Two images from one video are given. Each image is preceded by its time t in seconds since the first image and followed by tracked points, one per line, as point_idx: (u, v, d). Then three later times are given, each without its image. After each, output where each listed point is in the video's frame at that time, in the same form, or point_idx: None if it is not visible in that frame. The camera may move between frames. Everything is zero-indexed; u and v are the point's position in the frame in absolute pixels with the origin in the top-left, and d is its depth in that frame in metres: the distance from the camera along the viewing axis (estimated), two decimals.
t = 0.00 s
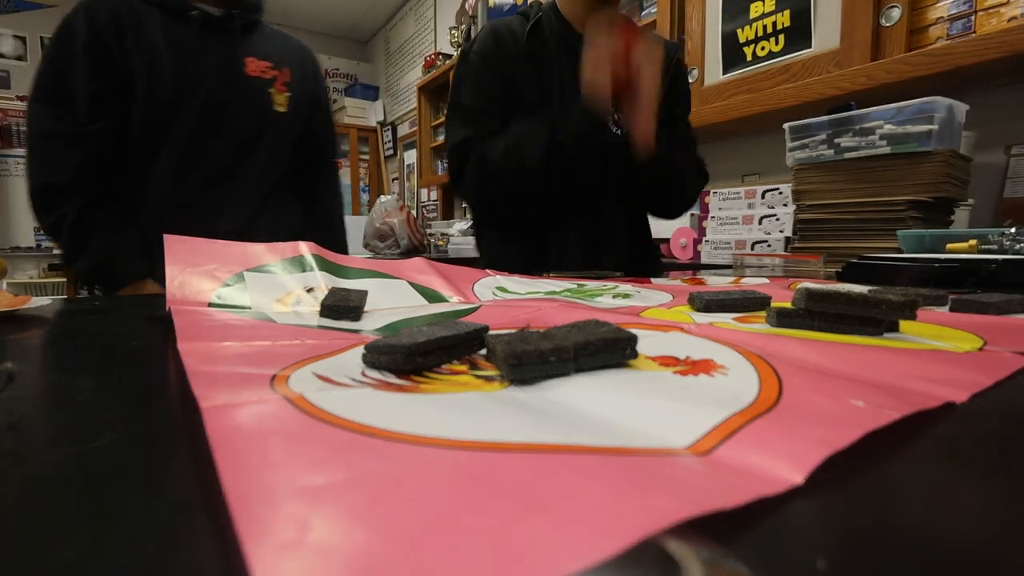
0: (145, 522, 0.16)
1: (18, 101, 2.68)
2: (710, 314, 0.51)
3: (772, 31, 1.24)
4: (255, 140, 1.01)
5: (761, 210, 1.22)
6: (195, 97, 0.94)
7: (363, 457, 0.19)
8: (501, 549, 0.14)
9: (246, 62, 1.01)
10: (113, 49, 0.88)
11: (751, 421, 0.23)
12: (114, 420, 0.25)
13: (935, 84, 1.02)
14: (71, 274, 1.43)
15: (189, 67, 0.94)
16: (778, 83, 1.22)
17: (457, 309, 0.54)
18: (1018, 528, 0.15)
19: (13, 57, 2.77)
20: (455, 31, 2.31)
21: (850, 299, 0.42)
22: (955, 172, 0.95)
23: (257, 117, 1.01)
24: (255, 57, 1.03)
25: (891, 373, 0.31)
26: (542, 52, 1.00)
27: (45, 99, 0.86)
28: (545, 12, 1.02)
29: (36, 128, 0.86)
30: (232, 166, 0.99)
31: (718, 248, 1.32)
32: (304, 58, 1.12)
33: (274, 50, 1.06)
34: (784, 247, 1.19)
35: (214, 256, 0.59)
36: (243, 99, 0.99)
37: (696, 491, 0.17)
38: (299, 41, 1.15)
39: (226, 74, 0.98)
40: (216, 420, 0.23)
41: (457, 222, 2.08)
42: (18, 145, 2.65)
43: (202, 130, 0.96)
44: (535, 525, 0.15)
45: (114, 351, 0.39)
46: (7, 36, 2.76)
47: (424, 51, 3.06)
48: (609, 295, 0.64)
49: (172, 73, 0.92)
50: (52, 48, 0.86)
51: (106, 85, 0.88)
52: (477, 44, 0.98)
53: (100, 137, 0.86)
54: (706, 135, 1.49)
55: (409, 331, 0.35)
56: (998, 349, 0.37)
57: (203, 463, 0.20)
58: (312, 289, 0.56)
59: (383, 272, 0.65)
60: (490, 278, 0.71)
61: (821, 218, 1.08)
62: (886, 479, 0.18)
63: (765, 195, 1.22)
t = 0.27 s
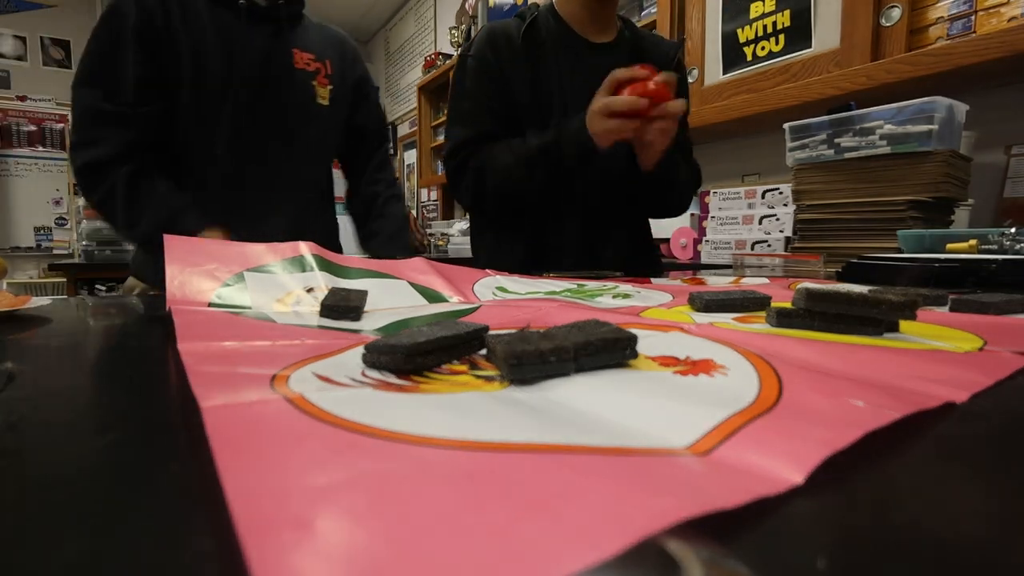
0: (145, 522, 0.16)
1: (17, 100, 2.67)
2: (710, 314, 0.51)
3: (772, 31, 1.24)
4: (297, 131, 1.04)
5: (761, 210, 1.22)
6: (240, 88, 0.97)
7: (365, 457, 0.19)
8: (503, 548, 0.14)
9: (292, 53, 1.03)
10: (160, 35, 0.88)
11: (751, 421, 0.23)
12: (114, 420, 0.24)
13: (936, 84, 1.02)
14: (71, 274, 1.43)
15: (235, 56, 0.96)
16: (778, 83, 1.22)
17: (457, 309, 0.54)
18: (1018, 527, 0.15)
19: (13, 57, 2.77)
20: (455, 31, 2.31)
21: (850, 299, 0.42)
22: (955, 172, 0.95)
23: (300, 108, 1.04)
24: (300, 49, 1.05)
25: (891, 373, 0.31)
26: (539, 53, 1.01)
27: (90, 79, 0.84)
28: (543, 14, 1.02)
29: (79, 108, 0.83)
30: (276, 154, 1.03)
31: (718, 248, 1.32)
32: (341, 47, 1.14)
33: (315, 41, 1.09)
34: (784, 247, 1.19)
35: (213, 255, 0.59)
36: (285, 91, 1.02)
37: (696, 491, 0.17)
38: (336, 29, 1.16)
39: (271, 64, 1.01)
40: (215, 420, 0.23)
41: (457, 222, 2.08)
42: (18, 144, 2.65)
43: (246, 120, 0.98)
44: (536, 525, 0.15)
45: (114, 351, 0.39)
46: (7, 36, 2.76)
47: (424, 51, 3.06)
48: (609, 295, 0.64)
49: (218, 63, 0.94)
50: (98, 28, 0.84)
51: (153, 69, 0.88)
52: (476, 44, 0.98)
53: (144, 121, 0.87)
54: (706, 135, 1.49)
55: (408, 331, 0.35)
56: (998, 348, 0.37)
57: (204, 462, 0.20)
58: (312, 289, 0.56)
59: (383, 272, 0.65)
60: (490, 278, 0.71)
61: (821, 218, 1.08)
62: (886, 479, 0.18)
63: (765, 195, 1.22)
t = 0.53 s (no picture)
0: (146, 522, 0.16)
1: (17, 100, 2.67)
2: (710, 314, 0.51)
3: (772, 31, 1.24)
4: (300, 124, 1.07)
5: (761, 210, 1.22)
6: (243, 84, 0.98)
7: (365, 457, 0.19)
8: (502, 548, 0.14)
9: (293, 49, 1.05)
10: (159, 23, 0.88)
11: (751, 421, 0.23)
12: (115, 420, 0.24)
13: (936, 84, 1.02)
14: (71, 274, 1.44)
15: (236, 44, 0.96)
16: (778, 83, 1.22)
17: (457, 309, 0.54)
18: (1018, 527, 0.15)
19: (13, 57, 2.77)
20: (455, 31, 2.31)
21: (850, 299, 0.42)
22: (955, 172, 0.95)
23: (302, 103, 1.06)
24: (299, 43, 1.07)
25: (891, 373, 0.31)
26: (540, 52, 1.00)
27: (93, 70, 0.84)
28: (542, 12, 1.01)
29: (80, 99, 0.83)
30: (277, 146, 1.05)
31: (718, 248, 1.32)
32: (338, 39, 1.17)
33: (312, 34, 1.11)
34: (784, 247, 1.19)
35: (214, 255, 0.59)
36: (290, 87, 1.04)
37: (696, 491, 0.17)
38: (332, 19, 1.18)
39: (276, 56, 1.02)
40: (216, 421, 0.23)
41: (457, 222, 2.08)
42: (18, 144, 2.65)
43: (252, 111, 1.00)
44: (536, 524, 0.15)
45: (114, 351, 0.39)
46: (7, 36, 2.76)
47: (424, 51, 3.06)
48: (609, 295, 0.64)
49: (219, 58, 0.94)
50: (97, 16, 0.83)
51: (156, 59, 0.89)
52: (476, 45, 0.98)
53: (149, 111, 0.88)
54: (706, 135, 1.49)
55: (408, 331, 0.35)
56: (998, 348, 0.37)
57: (204, 462, 0.20)
58: (312, 289, 0.56)
59: (383, 272, 0.65)
60: (490, 278, 0.71)
61: (820, 218, 1.08)
62: (886, 479, 0.18)
63: (765, 195, 1.22)
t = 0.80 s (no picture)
0: (144, 522, 0.16)
1: (17, 101, 2.68)
2: (710, 314, 0.51)
3: (772, 31, 1.24)
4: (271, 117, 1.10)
5: (761, 210, 1.22)
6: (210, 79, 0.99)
7: (365, 457, 0.19)
8: (501, 548, 0.14)
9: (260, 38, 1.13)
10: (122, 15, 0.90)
11: (751, 421, 0.23)
12: (115, 420, 0.24)
13: (936, 84, 1.02)
14: (71, 275, 1.44)
15: (243, 38, 0.86)
16: (778, 83, 1.22)
17: (457, 309, 0.54)
18: (1018, 527, 0.15)
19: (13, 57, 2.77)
20: (455, 31, 2.31)
21: (850, 299, 0.42)
22: (955, 172, 0.95)
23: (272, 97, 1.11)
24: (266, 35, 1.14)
25: (891, 373, 0.31)
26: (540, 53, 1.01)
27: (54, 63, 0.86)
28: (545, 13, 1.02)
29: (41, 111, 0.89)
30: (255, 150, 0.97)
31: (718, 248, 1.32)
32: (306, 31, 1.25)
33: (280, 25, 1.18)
34: (784, 247, 1.19)
35: (214, 255, 0.59)
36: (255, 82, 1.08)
37: (696, 491, 0.17)
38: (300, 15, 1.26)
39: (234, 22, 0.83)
40: (216, 421, 0.23)
41: (457, 222, 2.08)
42: (18, 145, 2.65)
43: (249, 100, 0.93)
44: (535, 525, 0.15)
45: (115, 351, 0.39)
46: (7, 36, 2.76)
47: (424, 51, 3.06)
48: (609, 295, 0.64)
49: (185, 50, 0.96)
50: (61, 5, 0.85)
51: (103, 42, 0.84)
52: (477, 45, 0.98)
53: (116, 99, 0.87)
54: (706, 135, 1.49)
55: (408, 331, 0.35)
56: (998, 348, 0.37)
57: (204, 462, 0.20)
58: (312, 289, 0.56)
59: (383, 272, 0.65)
60: (490, 278, 0.71)
61: (820, 218, 1.08)
62: (886, 479, 0.18)
63: (765, 195, 1.22)
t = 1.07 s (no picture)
0: (144, 523, 0.16)
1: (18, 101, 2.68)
2: (710, 314, 0.51)
3: (772, 31, 1.24)
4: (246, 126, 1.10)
5: (761, 210, 1.22)
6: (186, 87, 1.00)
7: (365, 457, 0.19)
8: (501, 548, 0.14)
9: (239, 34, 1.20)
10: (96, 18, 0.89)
11: (751, 421, 0.23)
12: (116, 420, 0.25)
13: (936, 84, 1.02)
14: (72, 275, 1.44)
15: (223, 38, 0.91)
16: (778, 83, 1.22)
17: (457, 309, 0.54)
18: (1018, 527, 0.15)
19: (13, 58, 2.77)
20: (455, 31, 2.31)
21: (850, 299, 0.42)
22: (955, 172, 0.95)
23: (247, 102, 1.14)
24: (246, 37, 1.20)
25: (892, 373, 0.31)
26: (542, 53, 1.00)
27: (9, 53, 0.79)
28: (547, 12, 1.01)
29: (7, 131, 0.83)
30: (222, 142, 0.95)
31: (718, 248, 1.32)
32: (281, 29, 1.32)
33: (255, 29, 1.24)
34: (784, 247, 1.19)
35: (214, 255, 0.59)
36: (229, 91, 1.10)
37: (697, 491, 0.17)
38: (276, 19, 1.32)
39: (244, 16, 0.76)
40: (216, 421, 0.23)
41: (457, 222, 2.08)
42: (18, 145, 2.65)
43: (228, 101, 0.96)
44: (535, 524, 0.15)
45: (114, 351, 0.39)
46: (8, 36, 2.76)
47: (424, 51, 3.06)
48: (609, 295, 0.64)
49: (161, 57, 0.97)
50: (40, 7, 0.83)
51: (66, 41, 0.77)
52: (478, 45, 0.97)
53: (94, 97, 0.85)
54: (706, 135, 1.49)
55: (408, 331, 0.35)
56: (998, 348, 0.37)
57: (204, 462, 0.20)
58: (312, 289, 0.56)
59: (383, 272, 0.65)
60: (490, 278, 0.71)
61: (820, 219, 1.08)
62: (886, 479, 0.18)
63: (765, 195, 1.22)
